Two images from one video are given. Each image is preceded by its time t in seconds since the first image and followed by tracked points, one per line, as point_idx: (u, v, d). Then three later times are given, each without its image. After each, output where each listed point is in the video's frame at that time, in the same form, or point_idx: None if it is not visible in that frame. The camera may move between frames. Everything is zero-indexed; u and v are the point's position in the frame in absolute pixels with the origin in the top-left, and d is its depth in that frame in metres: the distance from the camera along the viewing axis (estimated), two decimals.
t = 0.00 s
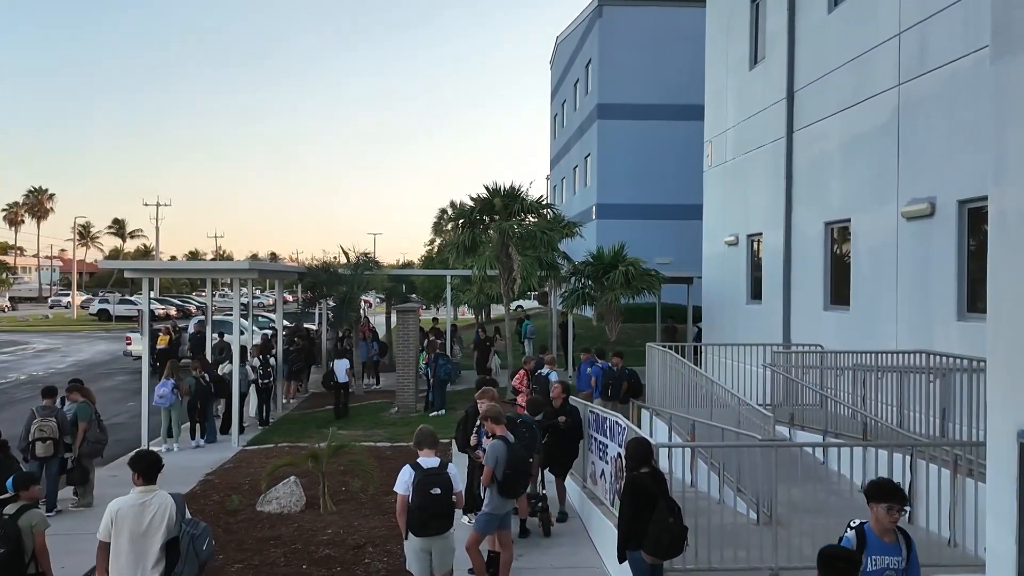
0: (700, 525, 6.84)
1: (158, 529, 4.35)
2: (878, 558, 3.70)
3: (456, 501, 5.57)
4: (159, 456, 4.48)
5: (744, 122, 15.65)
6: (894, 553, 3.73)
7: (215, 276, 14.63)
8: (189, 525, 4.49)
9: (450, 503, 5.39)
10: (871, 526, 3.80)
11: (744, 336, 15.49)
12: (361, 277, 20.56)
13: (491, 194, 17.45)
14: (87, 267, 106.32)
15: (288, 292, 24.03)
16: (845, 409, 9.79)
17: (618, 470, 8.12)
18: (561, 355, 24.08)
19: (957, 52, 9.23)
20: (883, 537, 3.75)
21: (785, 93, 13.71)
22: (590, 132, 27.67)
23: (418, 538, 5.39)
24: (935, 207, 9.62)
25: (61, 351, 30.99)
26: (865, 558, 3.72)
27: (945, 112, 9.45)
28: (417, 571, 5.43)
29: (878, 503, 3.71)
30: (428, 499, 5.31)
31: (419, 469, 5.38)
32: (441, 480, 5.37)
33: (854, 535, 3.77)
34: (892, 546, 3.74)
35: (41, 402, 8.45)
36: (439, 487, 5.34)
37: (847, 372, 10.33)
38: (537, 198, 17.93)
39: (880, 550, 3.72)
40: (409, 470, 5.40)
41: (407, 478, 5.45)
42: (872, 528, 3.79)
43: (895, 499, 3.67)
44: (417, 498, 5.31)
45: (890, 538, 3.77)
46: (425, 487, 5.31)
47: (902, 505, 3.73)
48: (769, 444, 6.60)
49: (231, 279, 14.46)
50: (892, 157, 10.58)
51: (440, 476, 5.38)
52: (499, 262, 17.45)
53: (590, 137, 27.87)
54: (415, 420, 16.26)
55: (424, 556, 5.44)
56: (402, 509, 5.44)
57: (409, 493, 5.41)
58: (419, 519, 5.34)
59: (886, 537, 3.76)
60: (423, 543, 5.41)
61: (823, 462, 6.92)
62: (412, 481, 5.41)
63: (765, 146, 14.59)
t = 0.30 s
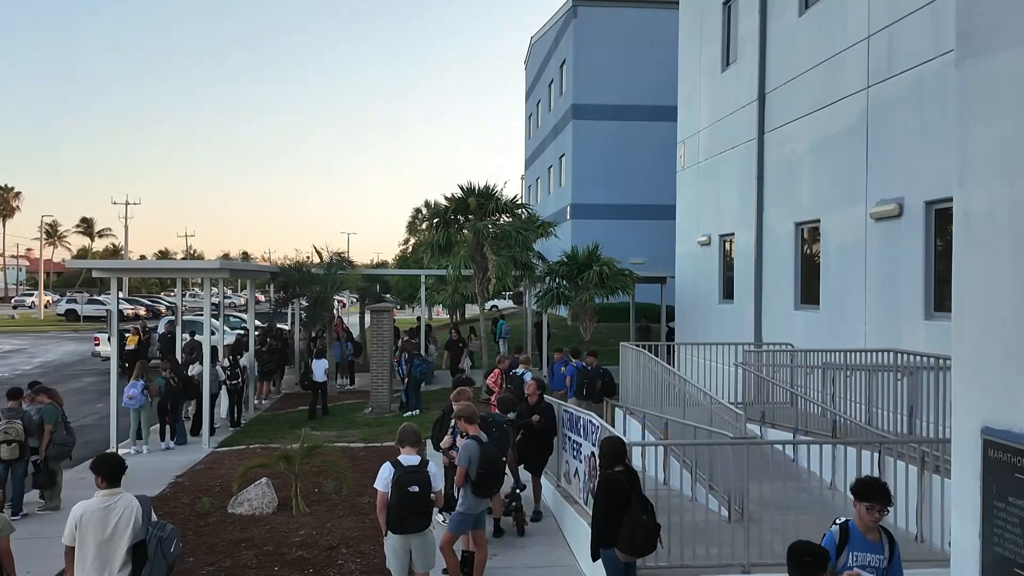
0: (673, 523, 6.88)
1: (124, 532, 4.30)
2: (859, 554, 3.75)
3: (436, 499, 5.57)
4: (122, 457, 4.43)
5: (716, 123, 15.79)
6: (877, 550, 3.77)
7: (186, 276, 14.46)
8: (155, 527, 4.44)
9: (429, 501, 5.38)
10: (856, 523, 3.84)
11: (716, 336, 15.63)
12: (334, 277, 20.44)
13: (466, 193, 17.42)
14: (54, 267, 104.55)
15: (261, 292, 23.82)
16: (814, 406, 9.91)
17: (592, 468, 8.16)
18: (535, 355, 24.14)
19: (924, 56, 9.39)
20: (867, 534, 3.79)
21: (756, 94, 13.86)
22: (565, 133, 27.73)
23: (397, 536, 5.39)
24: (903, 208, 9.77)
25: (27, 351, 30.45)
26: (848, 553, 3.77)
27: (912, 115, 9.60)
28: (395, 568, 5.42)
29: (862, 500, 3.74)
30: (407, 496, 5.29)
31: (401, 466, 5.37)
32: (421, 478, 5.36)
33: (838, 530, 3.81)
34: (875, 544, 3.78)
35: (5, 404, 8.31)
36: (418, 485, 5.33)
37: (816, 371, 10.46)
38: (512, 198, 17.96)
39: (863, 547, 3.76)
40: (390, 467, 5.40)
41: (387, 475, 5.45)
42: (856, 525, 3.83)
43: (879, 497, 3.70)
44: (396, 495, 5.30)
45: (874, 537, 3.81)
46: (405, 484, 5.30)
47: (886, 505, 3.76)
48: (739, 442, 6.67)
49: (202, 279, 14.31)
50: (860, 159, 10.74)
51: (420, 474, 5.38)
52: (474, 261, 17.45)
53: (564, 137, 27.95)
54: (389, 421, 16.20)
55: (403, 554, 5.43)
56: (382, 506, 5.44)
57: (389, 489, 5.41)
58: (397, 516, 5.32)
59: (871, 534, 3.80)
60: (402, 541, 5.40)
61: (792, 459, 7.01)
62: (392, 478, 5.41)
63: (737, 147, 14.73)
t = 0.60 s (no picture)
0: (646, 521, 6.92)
1: (92, 535, 4.26)
2: (832, 551, 3.81)
3: (416, 499, 5.55)
4: (88, 459, 4.38)
5: (689, 125, 15.91)
6: (851, 549, 3.82)
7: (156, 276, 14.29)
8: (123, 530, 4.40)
9: (409, 500, 5.37)
10: (834, 521, 3.89)
11: (690, 335, 15.76)
12: (308, 277, 20.32)
13: (441, 193, 17.39)
14: (21, 266, 102.74)
15: (234, 292, 23.60)
16: (785, 404, 10.02)
17: (567, 468, 8.19)
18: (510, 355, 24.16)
19: (893, 58, 9.52)
20: (843, 532, 3.84)
21: (729, 96, 13.98)
22: (540, 133, 27.77)
23: (377, 535, 5.37)
24: (872, 209, 9.91)
25: None
26: (822, 549, 3.83)
27: (881, 117, 9.74)
28: (374, 568, 5.40)
29: (840, 499, 3.79)
30: (387, 495, 5.28)
31: (382, 465, 5.36)
32: (401, 477, 5.34)
33: (814, 528, 3.87)
34: (850, 542, 3.83)
35: None
36: (398, 484, 5.32)
37: (787, 370, 10.57)
38: (486, 198, 17.95)
39: (837, 545, 3.82)
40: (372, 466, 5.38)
41: (368, 474, 5.43)
42: (834, 523, 3.88)
43: (856, 498, 3.74)
44: (376, 494, 5.28)
45: (850, 535, 3.86)
46: (385, 484, 5.28)
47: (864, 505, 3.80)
48: (712, 440, 6.73)
49: (173, 279, 14.15)
50: (831, 160, 10.87)
51: (401, 473, 5.36)
52: (449, 260, 17.43)
53: (539, 138, 28.03)
54: (363, 421, 16.13)
55: (382, 553, 5.42)
56: (362, 505, 5.42)
57: (369, 489, 5.39)
58: (378, 516, 5.31)
59: (846, 533, 3.85)
60: (381, 540, 5.39)
61: (764, 457, 7.09)
62: (373, 477, 5.39)
63: (710, 148, 14.84)
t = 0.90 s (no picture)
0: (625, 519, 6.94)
1: (63, 537, 4.21)
2: (797, 547, 3.86)
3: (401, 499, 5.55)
4: (58, 461, 4.34)
5: (667, 126, 16.00)
6: (816, 545, 3.87)
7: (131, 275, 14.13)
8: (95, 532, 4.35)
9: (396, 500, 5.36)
10: (799, 518, 3.92)
11: (667, 335, 15.86)
12: (285, 276, 20.20)
13: (419, 192, 17.35)
14: None
15: (210, 291, 23.41)
16: (760, 403, 10.10)
17: (545, 467, 8.21)
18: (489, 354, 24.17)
19: (867, 61, 9.64)
20: (807, 529, 3.88)
21: (706, 97, 14.08)
22: (519, 132, 27.80)
23: (361, 535, 5.35)
24: (846, 209, 10.02)
25: None
26: (787, 545, 3.88)
27: (856, 118, 9.85)
28: (356, 568, 5.38)
29: (802, 499, 3.82)
30: (374, 495, 5.26)
31: (367, 465, 5.35)
32: (388, 477, 5.34)
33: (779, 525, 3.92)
34: (814, 539, 3.87)
35: None
36: (385, 484, 5.31)
37: (763, 369, 10.67)
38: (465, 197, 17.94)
39: (801, 541, 3.86)
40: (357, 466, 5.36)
41: (353, 474, 5.41)
42: (799, 520, 3.92)
43: (816, 497, 3.78)
44: (362, 494, 5.26)
45: (815, 531, 3.90)
46: (371, 484, 5.27)
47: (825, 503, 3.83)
48: (688, 439, 6.77)
49: (148, 279, 14.01)
50: (806, 161, 10.98)
51: (387, 473, 5.36)
52: (427, 260, 17.40)
53: (518, 138, 28.06)
54: (341, 421, 16.06)
55: (366, 554, 5.39)
56: (347, 505, 5.39)
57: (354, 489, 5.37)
58: (363, 516, 5.28)
59: (811, 529, 3.89)
60: (366, 540, 5.37)
61: (740, 455, 7.14)
62: (358, 477, 5.37)
63: (687, 149, 14.93)
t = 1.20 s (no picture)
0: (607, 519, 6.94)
1: (37, 540, 4.16)
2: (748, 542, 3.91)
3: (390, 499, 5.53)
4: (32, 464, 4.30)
5: (649, 126, 16.06)
6: (768, 538, 3.91)
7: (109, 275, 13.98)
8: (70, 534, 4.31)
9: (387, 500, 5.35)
10: (749, 514, 3.96)
11: (649, 335, 15.93)
12: (265, 276, 20.07)
13: (402, 192, 17.29)
14: None
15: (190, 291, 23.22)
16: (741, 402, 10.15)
17: (528, 467, 8.21)
18: (471, 355, 24.16)
19: (846, 63, 9.72)
20: (758, 524, 3.93)
21: (687, 98, 14.15)
22: (501, 132, 27.78)
23: (349, 536, 5.33)
24: (826, 210, 10.10)
25: None
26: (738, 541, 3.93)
27: (835, 119, 9.93)
28: (342, 568, 5.35)
29: (747, 494, 3.85)
30: (366, 495, 5.23)
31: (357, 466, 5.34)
32: (378, 477, 5.32)
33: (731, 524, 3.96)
34: (766, 532, 3.92)
35: None
36: (376, 484, 5.29)
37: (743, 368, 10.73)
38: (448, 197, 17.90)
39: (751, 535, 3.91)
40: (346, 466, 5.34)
41: (342, 475, 5.39)
42: (748, 516, 3.96)
43: (763, 490, 3.82)
44: (354, 494, 5.23)
45: (766, 525, 3.94)
46: (363, 483, 5.24)
47: (771, 496, 3.89)
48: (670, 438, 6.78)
49: (127, 279, 13.86)
50: (786, 162, 11.05)
51: (377, 473, 5.34)
52: (409, 260, 17.35)
53: (500, 138, 28.05)
54: (322, 422, 15.99)
55: (353, 554, 5.37)
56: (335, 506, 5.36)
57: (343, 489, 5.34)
58: (353, 517, 5.25)
59: (762, 523, 3.93)
60: (354, 541, 5.34)
61: (721, 454, 7.17)
62: (347, 478, 5.36)
63: (669, 149, 15.00)
